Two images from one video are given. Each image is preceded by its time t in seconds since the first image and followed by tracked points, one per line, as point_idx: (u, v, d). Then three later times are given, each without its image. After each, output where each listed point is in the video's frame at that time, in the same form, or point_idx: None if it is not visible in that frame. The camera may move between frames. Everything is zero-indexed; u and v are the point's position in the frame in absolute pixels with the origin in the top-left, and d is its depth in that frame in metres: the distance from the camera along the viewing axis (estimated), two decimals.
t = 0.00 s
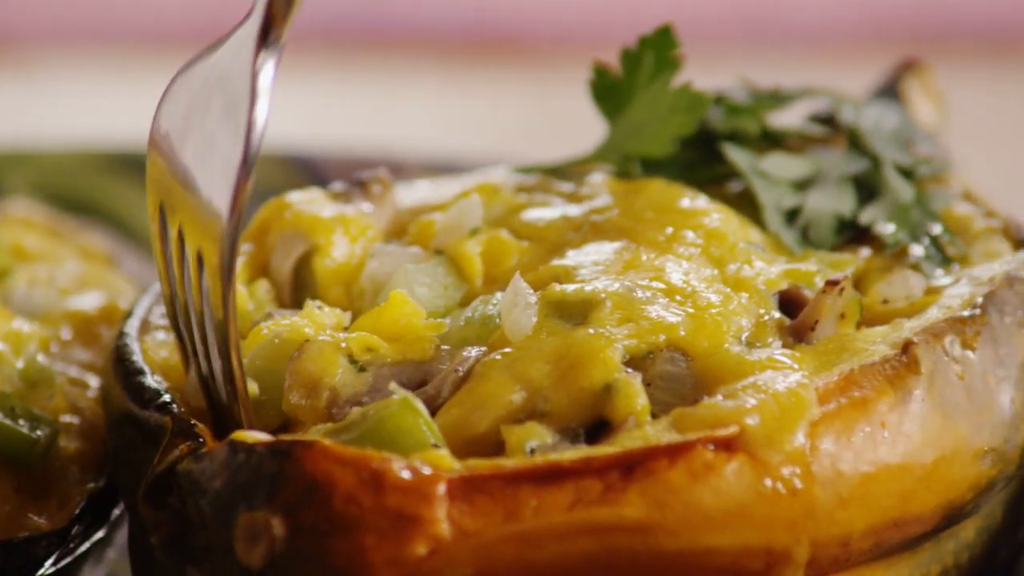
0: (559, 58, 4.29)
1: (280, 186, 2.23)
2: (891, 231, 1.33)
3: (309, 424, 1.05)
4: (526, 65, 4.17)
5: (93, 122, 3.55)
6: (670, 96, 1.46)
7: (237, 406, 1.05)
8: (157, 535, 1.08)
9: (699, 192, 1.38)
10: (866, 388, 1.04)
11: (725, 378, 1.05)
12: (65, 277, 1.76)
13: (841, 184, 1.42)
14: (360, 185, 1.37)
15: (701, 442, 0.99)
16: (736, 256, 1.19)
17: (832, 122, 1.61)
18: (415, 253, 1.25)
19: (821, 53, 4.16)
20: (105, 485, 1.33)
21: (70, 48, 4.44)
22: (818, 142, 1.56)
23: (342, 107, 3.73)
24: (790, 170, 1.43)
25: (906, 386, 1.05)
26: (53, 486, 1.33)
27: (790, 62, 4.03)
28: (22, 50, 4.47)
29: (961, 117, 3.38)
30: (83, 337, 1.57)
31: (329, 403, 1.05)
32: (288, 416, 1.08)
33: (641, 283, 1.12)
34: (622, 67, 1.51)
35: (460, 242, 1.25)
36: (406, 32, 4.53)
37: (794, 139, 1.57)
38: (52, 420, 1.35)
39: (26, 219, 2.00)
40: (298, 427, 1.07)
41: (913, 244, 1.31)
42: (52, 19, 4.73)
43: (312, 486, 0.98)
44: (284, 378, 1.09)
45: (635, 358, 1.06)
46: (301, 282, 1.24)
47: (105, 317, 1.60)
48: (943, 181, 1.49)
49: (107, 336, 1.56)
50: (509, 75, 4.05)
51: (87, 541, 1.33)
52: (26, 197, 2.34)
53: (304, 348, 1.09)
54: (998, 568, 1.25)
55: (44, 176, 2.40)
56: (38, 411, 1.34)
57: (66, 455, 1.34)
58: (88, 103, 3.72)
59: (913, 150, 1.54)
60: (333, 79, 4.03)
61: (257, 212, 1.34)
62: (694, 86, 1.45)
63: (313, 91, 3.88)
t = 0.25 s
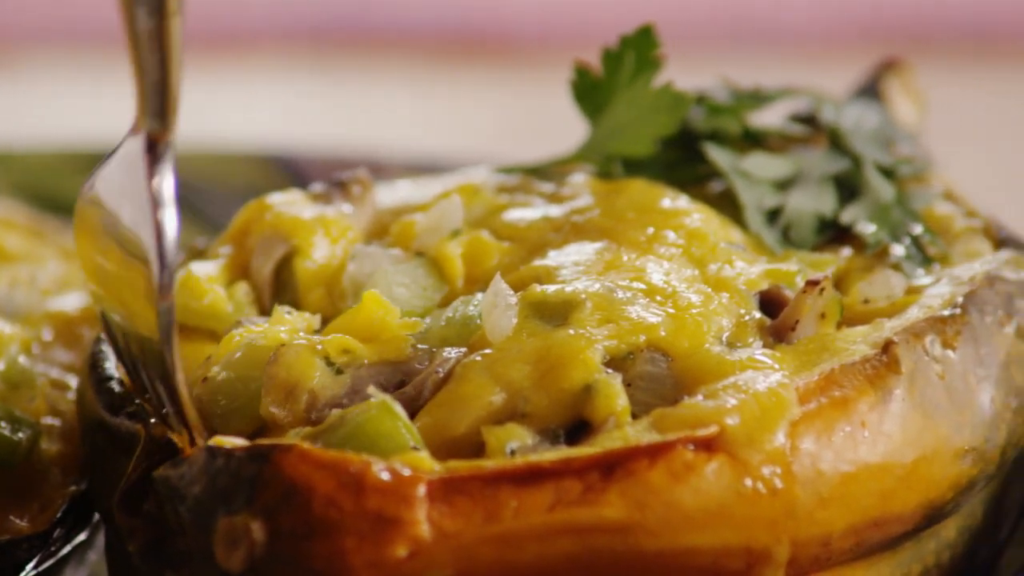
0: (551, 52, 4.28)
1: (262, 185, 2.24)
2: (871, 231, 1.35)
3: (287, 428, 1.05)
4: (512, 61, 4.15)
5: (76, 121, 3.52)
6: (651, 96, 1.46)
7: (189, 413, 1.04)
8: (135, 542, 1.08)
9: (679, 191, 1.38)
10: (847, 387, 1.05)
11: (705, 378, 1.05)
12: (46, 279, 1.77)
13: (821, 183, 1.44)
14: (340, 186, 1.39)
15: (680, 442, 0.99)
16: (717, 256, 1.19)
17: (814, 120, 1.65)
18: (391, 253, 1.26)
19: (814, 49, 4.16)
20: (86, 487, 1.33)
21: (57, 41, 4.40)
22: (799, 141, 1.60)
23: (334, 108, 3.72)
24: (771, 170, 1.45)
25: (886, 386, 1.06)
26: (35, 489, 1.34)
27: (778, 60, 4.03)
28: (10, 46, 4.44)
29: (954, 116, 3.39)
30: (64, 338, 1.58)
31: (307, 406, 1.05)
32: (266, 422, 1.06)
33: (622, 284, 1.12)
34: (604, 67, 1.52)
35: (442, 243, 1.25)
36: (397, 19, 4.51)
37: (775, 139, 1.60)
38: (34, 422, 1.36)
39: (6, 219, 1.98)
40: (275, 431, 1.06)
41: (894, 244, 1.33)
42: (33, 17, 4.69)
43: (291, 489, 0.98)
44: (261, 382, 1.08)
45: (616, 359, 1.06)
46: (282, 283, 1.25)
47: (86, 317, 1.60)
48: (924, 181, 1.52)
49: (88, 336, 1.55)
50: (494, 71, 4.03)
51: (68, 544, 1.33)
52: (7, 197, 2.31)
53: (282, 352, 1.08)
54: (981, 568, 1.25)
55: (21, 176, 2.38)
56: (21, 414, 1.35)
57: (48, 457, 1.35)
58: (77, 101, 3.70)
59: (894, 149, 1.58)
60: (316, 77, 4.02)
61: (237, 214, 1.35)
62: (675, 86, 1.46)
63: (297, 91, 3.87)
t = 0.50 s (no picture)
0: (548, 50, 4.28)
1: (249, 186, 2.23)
2: (858, 230, 1.35)
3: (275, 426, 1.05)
4: (503, 61, 4.14)
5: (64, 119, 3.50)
6: (638, 95, 1.46)
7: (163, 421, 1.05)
8: (120, 544, 1.07)
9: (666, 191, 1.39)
10: (834, 387, 1.05)
11: (692, 378, 1.05)
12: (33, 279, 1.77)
13: (809, 183, 1.44)
14: (326, 185, 1.39)
15: (668, 442, 0.99)
16: (706, 256, 1.19)
17: (801, 121, 1.65)
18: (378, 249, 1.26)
19: (809, 46, 4.17)
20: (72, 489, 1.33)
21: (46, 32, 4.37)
22: (786, 141, 1.60)
23: (326, 107, 3.72)
24: (759, 170, 1.45)
25: (874, 386, 1.06)
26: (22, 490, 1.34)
27: (770, 60, 4.03)
28: (6, 41, 4.43)
29: (947, 116, 3.40)
30: (51, 337, 1.57)
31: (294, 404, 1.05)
32: (253, 420, 1.06)
33: (611, 283, 1.12)
34: (591, 65, 1.52)
35: (431, 241, 1.26)
36: (395, 13, 4.51)
37: (763, 139, 1.60)
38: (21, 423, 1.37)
39: None
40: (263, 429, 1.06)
41: (881, 244, 1.33)
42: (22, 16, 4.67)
43: (278, 489, 0.98)
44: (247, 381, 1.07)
45: (605, 358, 1.05)
46: (270, 282, 1.25)
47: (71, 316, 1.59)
48: (912, 181, 1.53)
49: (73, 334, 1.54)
50: (485, 71, 4.03)
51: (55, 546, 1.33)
52: None
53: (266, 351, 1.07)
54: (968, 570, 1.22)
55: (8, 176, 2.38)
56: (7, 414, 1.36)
57: (35, 457, 1.36)
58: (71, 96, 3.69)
59: (881, 149, 1.58)
60: (305, 77, 4.01)
61: (224, 214, 1.35)
62: (662, 86, 1.46)
63: (286, 92, 3.86)
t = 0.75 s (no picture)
0: (542, 50, 4.28)
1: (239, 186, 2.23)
2: (850, 231, 1.35)
3: (264, 431, 1.04)
4: (493, 61, 4.14)
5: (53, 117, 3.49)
6: (630, 95, 1.45)
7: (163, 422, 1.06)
8: (111, 549, 1.08)
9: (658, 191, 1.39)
10: (825, 389, 1.05)
11: (685, 380, 1.04)
12: (23, 281, 1.77)
13: (800, 183, 1.44)
14: (314, 187, 1.38)
15: (659, 444, 0.99)
16: (697, 256, 1.19)
17: (791, 120, 1.65)
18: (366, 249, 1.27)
19: (802, 46, 4.17)
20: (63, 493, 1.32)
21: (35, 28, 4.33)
22: (776, 140, 1.60)
23: (317, 107, 3.71)
24: (750, 170, 1.45)
25: (865, 387, 1.06)
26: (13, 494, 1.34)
27: (761, 60, 4.03)
28: None
29: (938, 116, 3.40)
30: (41, 339, 1.58)
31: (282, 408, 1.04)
32: (242, 426, 1.05)
33: (603, 283, 1.12)
34: (581, 66, 1.52)
35: (422, 240, 1.25)
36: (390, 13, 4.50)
37: (754, 138, 1.60)
38: (12, 427, 1.37)
39: None
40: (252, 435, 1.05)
41: (872, 244, 1.33)
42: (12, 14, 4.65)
43: (269, 492, 0.97)
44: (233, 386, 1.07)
45: (597, 359, 1.05)
46: (260, 283, 1.25)
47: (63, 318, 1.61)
48: (902, 181, 1.54)
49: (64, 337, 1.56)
50: (476, 72, 4.02)
51: (47, 550, 1.33)
52: None
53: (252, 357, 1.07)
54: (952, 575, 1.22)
55: None
56: None
57: (25, 459, 1.36)
58: (65, 96, 3.67)
59: (871, 149, 1.59)
60: (296, 77, 4.00)
61: (213, 217, 1.34)
62: (653, 86, 1.45)
63: (277, 92, 3.85)
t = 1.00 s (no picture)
0: (542, 50, 4.27)
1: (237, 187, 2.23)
2: (846, 231, 1.35)
3: (258, 432, 1.04)
4: (491, 61, 4.13)
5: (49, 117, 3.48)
6: (626, 95, 1.46)
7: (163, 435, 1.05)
8: (104, 553, 1.08)
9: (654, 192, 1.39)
10: (821, 389, 1.05)
11: (682, 380, 1.04)
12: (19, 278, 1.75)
13: (796, 183, 1.44)
14: (307, 185, 1.39)
15: (656, 445, 0.98)
16: (695, 255, 1.19)
17: (786, 120, 1.65)
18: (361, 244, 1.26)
19: (800, 45, 4.17)
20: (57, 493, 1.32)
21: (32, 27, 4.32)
22: (771, 139, 1.60)
23: (314, 107, 3.71)
24: (745, 169, 1.45)
25: (861, 388, 1.06)
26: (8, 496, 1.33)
27: (758, 59, 4.03)
28: None
29: (935, 116, 3.40)
30: (37, 339, 1.58)
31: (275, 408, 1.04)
32: (236, 428, 1.05)
33: (601, 281, 1.12)
34: (576, 64, 1.51)
35: (417, 237, 1.25)
36: (389, 14, 4.50)
37: (749, 138, 1.60)
38: (6, 428, 1.37)
39: None
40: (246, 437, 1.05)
41: (868, 244, 1.33)
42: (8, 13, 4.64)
43: (265, 495, 0.97)
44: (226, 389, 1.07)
45: (594, 359, 1.05)
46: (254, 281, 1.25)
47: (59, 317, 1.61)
48: (898, 180, 1.54)
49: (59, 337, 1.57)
50: (473, 72, 4.02)
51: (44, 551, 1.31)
52: None
53: (243, 359, 1.07)
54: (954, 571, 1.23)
55: None
56: None
57: (19, 459, 1.36)
58: (63, 96, 3.67)
59: (867, 147, 1.59)
60: (293, 77, 3.99)
61: (207, 219, 1.34)
62: (649, 85, 1.45)
63: (274, 92, 3.84)
